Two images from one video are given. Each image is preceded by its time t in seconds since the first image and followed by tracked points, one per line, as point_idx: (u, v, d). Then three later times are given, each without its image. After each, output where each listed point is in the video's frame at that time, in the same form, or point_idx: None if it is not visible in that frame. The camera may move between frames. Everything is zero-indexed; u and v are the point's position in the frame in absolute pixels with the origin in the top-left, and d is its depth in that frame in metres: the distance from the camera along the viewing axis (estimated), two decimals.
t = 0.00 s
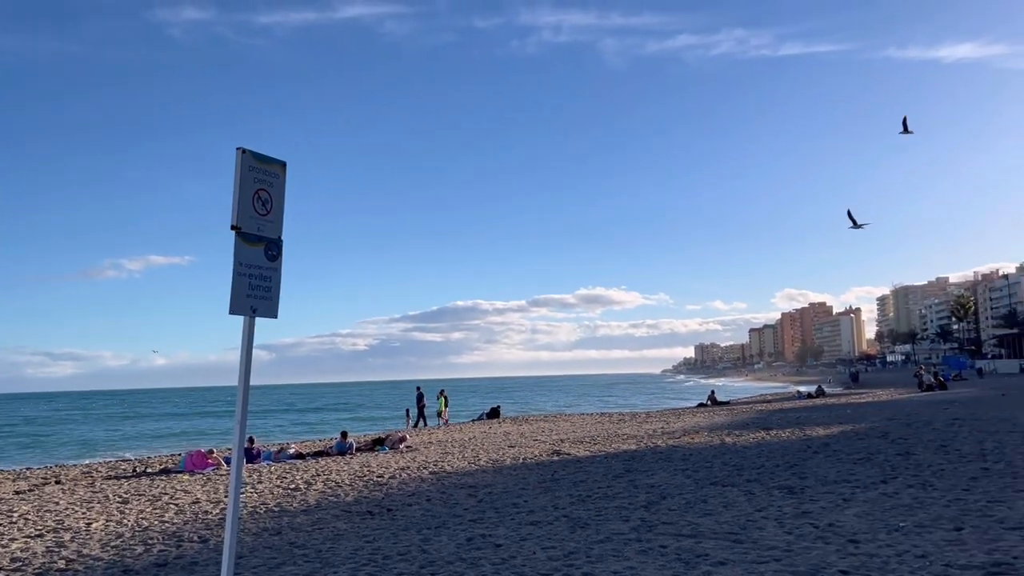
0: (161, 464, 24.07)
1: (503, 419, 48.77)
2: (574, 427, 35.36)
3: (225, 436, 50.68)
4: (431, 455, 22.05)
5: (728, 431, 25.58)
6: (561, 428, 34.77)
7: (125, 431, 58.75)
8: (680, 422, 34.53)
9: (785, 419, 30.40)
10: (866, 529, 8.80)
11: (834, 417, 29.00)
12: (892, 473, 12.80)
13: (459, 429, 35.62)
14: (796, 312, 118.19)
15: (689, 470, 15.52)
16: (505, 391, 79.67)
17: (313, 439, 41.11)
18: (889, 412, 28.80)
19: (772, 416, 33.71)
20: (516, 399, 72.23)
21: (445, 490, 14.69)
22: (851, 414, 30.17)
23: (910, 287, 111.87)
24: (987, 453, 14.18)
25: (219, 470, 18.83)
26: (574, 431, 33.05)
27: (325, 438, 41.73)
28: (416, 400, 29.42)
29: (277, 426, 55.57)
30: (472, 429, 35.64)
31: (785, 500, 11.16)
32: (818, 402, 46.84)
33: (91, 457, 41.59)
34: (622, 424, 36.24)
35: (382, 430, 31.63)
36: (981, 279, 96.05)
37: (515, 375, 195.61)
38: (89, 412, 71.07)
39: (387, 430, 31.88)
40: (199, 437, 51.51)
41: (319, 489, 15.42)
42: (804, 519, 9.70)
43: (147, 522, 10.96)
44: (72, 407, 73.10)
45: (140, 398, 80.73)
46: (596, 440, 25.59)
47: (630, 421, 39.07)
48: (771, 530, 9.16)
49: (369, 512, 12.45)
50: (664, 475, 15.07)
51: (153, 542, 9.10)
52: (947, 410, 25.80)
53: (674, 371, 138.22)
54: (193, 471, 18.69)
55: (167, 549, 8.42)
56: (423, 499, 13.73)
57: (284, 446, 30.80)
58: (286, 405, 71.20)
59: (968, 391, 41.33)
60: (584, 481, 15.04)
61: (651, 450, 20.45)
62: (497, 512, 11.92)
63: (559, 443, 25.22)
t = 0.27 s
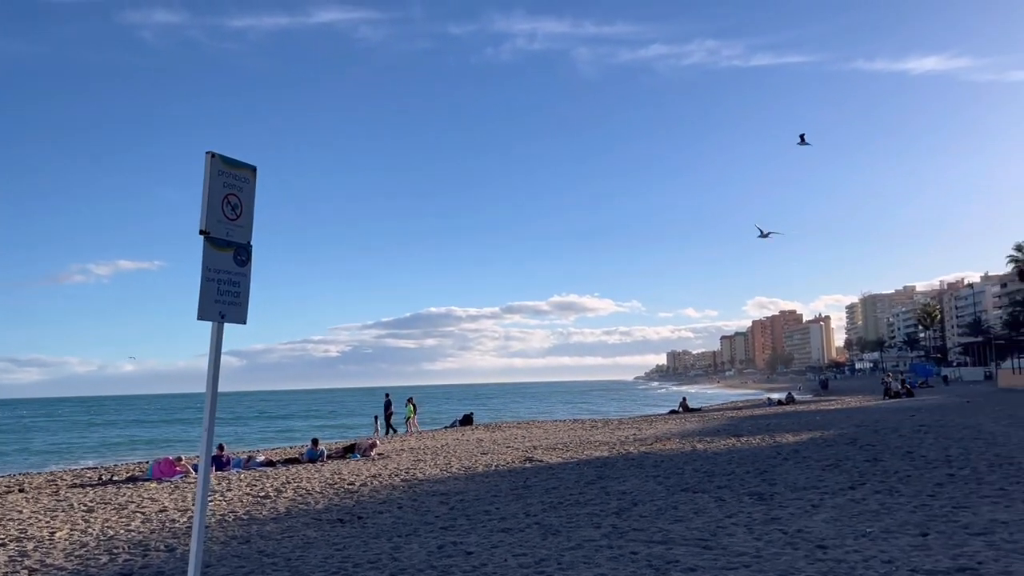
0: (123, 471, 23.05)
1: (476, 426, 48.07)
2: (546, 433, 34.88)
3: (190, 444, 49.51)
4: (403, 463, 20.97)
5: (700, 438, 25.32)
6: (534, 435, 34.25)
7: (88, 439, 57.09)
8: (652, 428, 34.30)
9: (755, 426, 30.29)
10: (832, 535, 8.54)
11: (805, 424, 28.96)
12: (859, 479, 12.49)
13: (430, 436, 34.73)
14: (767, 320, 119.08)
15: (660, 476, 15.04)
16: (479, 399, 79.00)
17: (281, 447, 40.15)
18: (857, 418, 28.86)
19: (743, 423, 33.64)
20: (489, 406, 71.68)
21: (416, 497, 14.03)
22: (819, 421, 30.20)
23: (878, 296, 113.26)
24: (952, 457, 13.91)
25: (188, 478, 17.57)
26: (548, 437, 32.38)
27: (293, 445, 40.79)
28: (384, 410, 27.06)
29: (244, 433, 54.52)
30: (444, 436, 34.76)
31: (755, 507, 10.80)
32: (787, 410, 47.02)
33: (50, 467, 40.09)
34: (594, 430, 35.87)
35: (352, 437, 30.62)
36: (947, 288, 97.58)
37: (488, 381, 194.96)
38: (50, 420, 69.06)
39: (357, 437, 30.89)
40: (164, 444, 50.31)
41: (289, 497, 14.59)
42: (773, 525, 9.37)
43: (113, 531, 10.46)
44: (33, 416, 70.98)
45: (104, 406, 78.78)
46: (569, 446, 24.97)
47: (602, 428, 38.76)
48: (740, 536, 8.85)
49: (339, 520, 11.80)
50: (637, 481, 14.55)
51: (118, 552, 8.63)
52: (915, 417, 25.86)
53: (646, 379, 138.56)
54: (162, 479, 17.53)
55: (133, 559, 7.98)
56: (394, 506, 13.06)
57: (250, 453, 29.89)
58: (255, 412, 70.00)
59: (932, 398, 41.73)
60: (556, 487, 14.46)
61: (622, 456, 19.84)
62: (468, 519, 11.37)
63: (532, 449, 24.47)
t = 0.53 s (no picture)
0: (88, 479, 22.28)
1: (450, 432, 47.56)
2: (521, 439, 34.59)
3: (159, 451, 48.59)
4: (377, 469, 20.32)
5: (675, 443, 25.21)
6: (508, 441, 33.93)
7: (53, 447, 55.68)
8: (626, 434, 34.16)
9: (729, 432, 30.30)
10: (806, 540, 8.38)
11: (777, 430, 28.97)
12: (831, 484, 12.33)
13: (405, 442, 34.03)
14: (741, 326, 119.86)
15: (634, 482, 14.76)
16: (455, 405, 78.36)
17: (252, 453, 39.38)
18: (829, 425, 28.98)
19: (717, 429, 33.64)
20: (465, 412, 71.26)
21: (391, 504, 13.58)
22: (791, 427, 30.28)
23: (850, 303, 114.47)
24: (923, 462, 13.81)
25: (158, 486, 16.78)
26: (523, 443, 31.94)
27: (264, 452, 40.02)
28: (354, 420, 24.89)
29: (214, 439, 53.67)
30: (419, 442, 34.07)
31: (728, 512, 10.58)
32: (760, 416, 47.22)
33: (11, 475, 38.89)
34: (569, 436, 35.65)
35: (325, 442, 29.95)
36: (917, 295, 98.87)
37: (463, 386, 194.35)
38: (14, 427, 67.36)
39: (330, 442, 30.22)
40: (132, 450, 49.32)
41: (262, 504, 14.04)
42: (746, 530, 9.19)
43: (80, 539, 10.11)
44: None
45: (70, 413, 77.07)
46: (545, 452, 24.62)
47: (577, 433, 38.54)
48: (713, 542, 8.64)
49: (313, 527, 11.36)
50: (612, 487, 14.24)
51: (85, 561, 8.33)
52: (886, 423, 25.99)
53: (621, 385, 138.84)
54: (132, 486, 16.80)
55: (99, 569, 7.72)
56: (368, 513, 12.62)
57: (219, 459, 29.21)
58: (226, 418, 68.99)
59: (902, 405, 42.13)
60: (532, 493, 14.10)
61: (597, 462, 19.52)
62: (442, 526, 10.98)
63: (507, 455, 24.02)
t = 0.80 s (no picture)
0: (59, 486, 21.64)
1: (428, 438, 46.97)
2: (500, 445, 34.33)
3: (133, 457, 47.78)
4: (356, 475, 19.86)
5: (654, 449, 25.09)
6: (488, 446, 33.65)
7: (21, 454, 54.26)
8: (606, 439, 34.04)
9: (708, 437, 30.30)
10: (783, 545, 8.10)
11: (755, 435, 28.89)
12: (809, 489, 12.09)
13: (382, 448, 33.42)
14: (720, 332, 120.39)
15: (614, 487, 14.44)
16: (434, 411, 77.56)
17: (226, 460, 38.58)
18: (806, 430, 29.05)
19: (695, 434, 33.61)
20: (445, 417, 70.83)
21: (370, 510, 13.09)
22: (769, 432, 30.33)
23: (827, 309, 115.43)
24: (898, 467, 13.67)
25: (134, 491, 16.02)
26: (502, 448, 31.53)
27: (238, 458, 39.25)
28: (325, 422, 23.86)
29: (190, 445, 52.88)
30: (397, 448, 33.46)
31: (706, 517, 10.23)
32: (738, 421, 47.34)
33: None
34: (548, 442, 35.44)
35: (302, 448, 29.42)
36: (893, 301, 99.77)
37: (442, 393, 193.17)
38: None
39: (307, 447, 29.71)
40: (105, 457, 48.44)
41: (239, 510, 13.51)
42: (723, 535, 8.90)
43: (53, 547, 9.83)
44: None
45: (40, 420, 75.28)
46: (525, 458, 24.33)
47: (556, 439, 38.22)
48: (692, 547, 8.35)
49: (291, 533, 10.83)
50: (591, 492, 13.93)
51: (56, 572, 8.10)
52: (863, 428, 26.09)
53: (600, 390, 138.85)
54: (106, 493, 15.92)
55: None
56: (345, 518, 12.12)
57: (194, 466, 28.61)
58: (202, 424, 68.08)
59: (877, 410, 42.38)
60: (511, 498, 13.72)
61: (577, 467, 19.25)
62: (420, 531, 10.50)
63: (487, 461, 23.68)
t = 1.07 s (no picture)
0: (38, 492, 21.28)
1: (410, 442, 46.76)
2: (483, 448, 34.22)
3: (111, 462, 47.20)
4: (337, 480, 19.69)
5: (636, 453, 25.08)
6: (471, 450, 33.56)
7: None
8: (589, 443, 34.06)
9: (690, 441, 30.41)
10: (765, 549, 7.74)
11: (737, 439, 28.97)
12: (789, 493, 12.02)
13: (364, 452, 33.16)
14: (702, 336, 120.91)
15: (597, 492, 14.30)
16: (418, 415, 77.31)
17: (206, 464, 38.21)
18: (786, 434, 29.21)
19: (677, 438, 33.69)
20: (429, 422, 70.58)
21: (350, 515, 12.85)
22: (750, 436, 30.47)
23: (808, 314, 116.29)
24: (878, 470, 13.62)
25: (113, 496, 15.63)
26: (485, 452, 31.41)
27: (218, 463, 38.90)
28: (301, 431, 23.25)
29: (168, 449, 52.33)
30: (379, 453, 33.22)
31: (688, 521, 10.00)
32: (720, 425, 47.49)
33: None
34: (531, 446, 35.42)
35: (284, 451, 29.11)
36: (873, 307, 100.70)
37: (424, 397, 192.82)
38: None
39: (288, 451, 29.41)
40: (82, 462, 47.84)
41: (219, 515, 13.29)
42: (705, 539, 8.55)
43: (29, 553, 9.66)
44: None
45: (17, 425, 74.34)
46: (508, 462, 24.24)
47: (538, 443, 38.17)
48: (673, 550, 7.95)
49: (271, 539, 10.56)
50: (574, 497, 13.74)
51: None
52: (843, 432, 26.27)
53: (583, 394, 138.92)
54: (85, 499, 15.48)
55: None
56: (328, 524, 11.86)
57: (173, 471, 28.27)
58: (182, 428, 67.43)
59: (857, 414, 42.70)
60: (493, 503, 13.48)
61: (560, 472, 19.17)
62: (403, 536, 10.19)
63: (470, 465, 23.56)
